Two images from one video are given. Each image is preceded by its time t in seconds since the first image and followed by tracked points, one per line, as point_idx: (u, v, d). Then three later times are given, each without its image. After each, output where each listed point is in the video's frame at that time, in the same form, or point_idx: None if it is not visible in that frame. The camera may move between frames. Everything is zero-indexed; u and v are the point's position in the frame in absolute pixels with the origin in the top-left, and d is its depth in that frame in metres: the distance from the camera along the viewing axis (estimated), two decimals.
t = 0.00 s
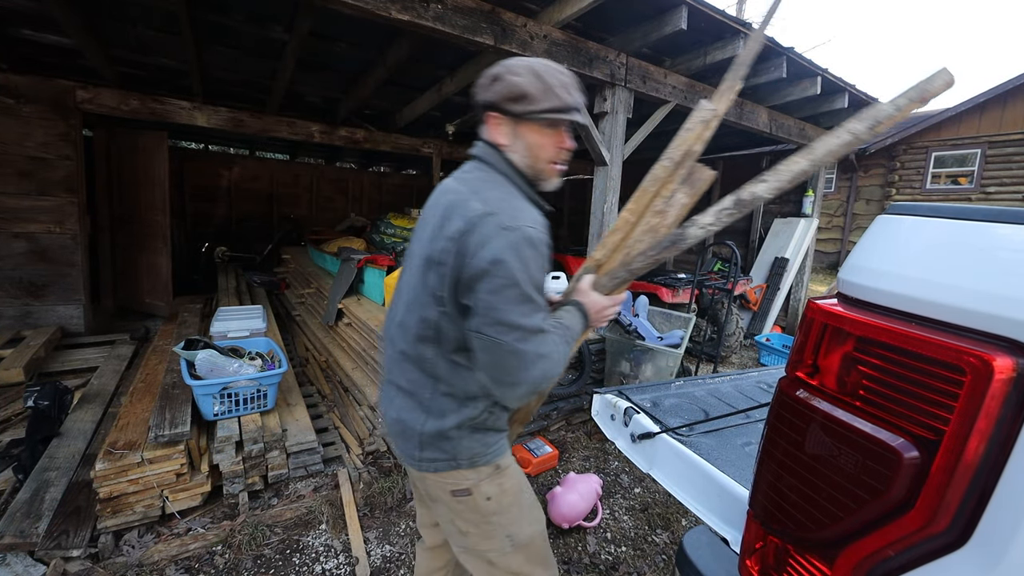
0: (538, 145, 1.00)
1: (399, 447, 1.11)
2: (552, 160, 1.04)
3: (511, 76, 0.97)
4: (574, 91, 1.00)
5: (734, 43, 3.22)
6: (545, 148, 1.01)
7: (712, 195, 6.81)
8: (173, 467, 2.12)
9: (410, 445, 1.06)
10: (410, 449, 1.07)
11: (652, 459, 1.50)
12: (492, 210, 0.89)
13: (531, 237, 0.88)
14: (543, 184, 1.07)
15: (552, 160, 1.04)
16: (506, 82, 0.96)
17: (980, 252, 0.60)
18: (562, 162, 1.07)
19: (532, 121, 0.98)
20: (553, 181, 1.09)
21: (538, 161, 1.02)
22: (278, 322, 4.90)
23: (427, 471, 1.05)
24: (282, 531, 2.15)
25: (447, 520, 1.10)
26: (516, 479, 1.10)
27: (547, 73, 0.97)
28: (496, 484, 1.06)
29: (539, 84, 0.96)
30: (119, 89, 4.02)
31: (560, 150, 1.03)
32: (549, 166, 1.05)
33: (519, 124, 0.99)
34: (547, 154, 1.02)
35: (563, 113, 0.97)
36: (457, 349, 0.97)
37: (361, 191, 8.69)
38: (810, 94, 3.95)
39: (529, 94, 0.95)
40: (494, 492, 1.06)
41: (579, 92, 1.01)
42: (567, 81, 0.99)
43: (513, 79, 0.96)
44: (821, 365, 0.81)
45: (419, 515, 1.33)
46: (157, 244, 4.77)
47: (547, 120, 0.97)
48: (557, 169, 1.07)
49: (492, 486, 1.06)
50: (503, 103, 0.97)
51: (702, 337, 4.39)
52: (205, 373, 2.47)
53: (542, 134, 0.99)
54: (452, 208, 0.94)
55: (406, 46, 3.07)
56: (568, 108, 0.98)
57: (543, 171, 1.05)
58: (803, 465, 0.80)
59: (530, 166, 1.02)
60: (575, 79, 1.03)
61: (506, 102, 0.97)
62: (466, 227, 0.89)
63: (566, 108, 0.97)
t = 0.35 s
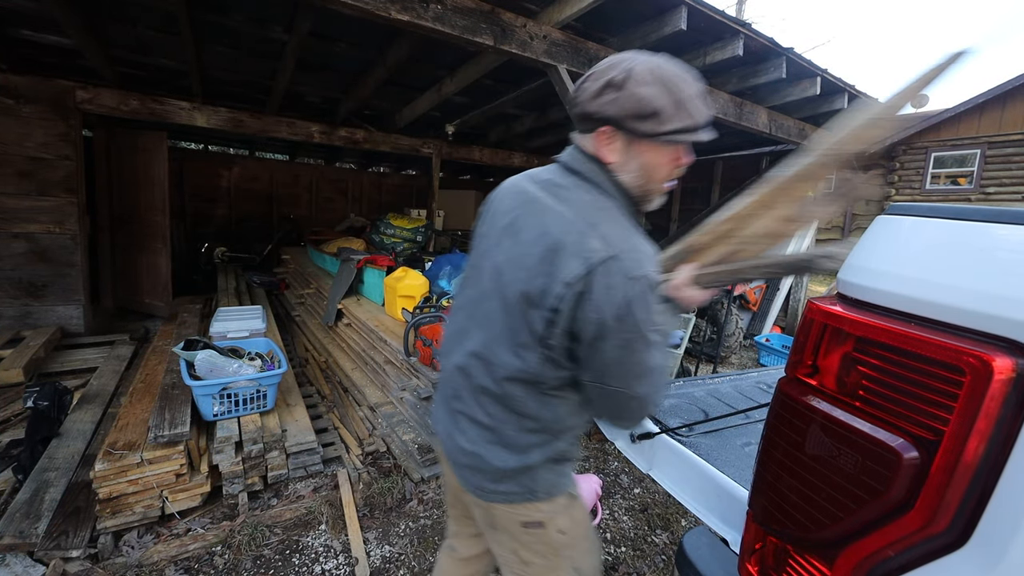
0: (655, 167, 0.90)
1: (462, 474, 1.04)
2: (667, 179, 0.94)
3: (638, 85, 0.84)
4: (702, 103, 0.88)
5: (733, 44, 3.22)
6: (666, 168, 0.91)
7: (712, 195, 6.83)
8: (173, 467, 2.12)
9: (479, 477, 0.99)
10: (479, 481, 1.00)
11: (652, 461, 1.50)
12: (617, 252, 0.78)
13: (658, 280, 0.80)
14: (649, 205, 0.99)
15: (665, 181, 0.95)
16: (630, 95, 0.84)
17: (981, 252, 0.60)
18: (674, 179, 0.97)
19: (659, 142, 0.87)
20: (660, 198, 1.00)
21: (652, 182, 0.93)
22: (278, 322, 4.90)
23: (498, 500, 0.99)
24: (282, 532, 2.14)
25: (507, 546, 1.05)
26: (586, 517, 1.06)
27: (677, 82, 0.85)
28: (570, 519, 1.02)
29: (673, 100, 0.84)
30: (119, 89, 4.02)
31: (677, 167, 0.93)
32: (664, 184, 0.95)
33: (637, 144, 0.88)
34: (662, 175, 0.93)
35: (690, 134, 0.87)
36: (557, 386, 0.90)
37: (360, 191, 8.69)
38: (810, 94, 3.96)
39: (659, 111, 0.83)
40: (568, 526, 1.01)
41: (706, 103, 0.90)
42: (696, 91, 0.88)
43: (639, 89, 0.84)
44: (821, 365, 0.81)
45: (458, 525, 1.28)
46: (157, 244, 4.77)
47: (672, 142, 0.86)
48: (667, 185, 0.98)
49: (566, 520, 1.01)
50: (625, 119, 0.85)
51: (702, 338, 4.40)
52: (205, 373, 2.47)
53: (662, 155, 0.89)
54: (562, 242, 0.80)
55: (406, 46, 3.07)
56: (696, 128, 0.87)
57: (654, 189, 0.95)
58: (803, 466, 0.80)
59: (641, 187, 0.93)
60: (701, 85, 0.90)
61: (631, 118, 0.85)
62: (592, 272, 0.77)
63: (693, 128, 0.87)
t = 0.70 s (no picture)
0: (704, 133, 0.86)
1: (509, 445, 1.11)
2: (725, 144, 0.89)
3: (664, 48, 0.80)
4: (752, 50, 0.81)
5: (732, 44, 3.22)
6: (719, 134, 0.87)
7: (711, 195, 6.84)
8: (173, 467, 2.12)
9: (529, 442, 1.04)
10: (525, 447, 1.06)
11: (652, 462, 1.50)
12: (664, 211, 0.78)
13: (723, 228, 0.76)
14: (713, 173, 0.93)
15: (724, 145, 0.89)
16: (663, 61, 0.80)
17: (981, 253, 0.60)
18: (734, 141, 0.92)
19: (704, 109, 0.83)
20: (724, 164, 0.95)
21: (709, 147, 0.88)
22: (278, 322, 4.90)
23: (538, 472, 1.03)
24: (282, 532, 2.14)
25: (532, 545, 1.07)
26: (618, 535, 1.07)
27: (714, 35, 0.79)
28: (602, 528, 1.04)
29: (711, 59, 0.79)
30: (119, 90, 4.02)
31: (733, 130, 0.88)
32: (721, 151, 0.90)
33: (679, 112, 0.85)
34: (718, 139, 0.87)
35: (738, 91, 0.80)
36: (612, 351, 0.91)
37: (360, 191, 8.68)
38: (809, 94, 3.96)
39: (694, 73, 0.79)
40: (599, 535, 1.03)
41: (757, 50, 0.82)
42: (740, 38, 0.80)
43: (666, 53, 0.81)
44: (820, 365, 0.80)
45: (486, 524, 1.30)
46: (156, 244, 4.76)
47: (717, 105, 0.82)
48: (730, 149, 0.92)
49: (597, 528, 1.03)
50: (656, 90, 0.83)
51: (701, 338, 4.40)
52: (205, 374, 2.47)
53: (709, 120, 0.84)
54: (613, 211, 0.84)
55: (405, 46, 3.06)
56: (744, 83, 0.80)
57: (712, 156, 0.90)
58: (804, 466, 0.80)
59: (692, 157, 0.90)
60: (749, 28, 0.82)
61: (665, 88, 0.82)
62: (637, 235, 0.79)
63: (741, 83, 0.80)
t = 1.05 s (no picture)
0: (699, 126, 0.88)
1: (516, 453, 1.13)
2: (722, 141, 0.90)
3: (653, 41, 0.83)
4: (744, 44, 0.81)
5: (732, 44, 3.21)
6: (714, 128, 0.88)
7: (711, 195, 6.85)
8: (172, 467, 2.12)
9: (530, 450, 1.05)
10: (528, 455, 1.06)
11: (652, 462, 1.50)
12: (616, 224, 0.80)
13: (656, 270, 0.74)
14: (714, 171, 0.94)
15: (721, 142, 0.90)
16: (650, 56, 0.83)
17: (978, 253, 0.60)
18: (734, 139, 0.92)
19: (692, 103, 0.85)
20: (727, 165, 0.95)
21: (705, 142, 0.89)
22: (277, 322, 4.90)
23: (538, 485, 1.04)
24: (281, 532, 2.14)
25: (546, 555, 1.08)
26: (633, 541, 1.07)
27: (702, 29, 0.81)
28: (616, 541, 1.03)
29: (697, 51, 0.81)
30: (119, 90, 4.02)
31: (729, 127, 0.89)
32: (720, 148, 0.91)
33: (670, 104, 0.87)
34: (714, 134, 0.88)
35: (729, 82, 0.81)
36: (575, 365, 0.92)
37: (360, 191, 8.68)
38: (809, 94, 3.95)
39: (678, 64, 0.81)
40: (611, 549, 1.03)
41: (752, 45, 0.83)
42: (732, 33, 0.81)
43: (657, 43, 0.83)
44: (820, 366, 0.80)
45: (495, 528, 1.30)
46: (156, 244, 4.76)
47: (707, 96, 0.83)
48: (729, 149, 0.92)
49: (610, 541, 1.02)
50: (645, 82, 0.86)
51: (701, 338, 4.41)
52: (204, 374, 2.46)
53: (701, 113, 0.86)
54: (576, 217, 0.88)
55: (405, 46, 3.05)
56: (734, 76, 0.81)
57: (710, 154, 0.91)
58: (803, 468, 0.80)
59: (689, 153, 0.91)
60: (744, 24, 0.83)
61: (654, 82, 0.84)
62: (583, 242, 0.82)
63: (732, 75, 0.81)
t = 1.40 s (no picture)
0: (642, 132, 0.88)
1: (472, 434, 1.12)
2: (662, 153, 0.90)
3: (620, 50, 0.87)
4: (694, 68, 0.84)
5: (733, 44, 3.21)
6: (654, 138, 0.88)
7: (711, 195, 6.85)
8: (171, 468, 2.12)
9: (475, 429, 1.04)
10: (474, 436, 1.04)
11: (651, 461, 1.50)
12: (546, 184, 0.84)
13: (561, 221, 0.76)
14: (650, 183, 0.93)
15: (660, 154, 0.90)
16: (612, 63, 0.87)
17: (978, 253, 0.60)
18: (674, 159, 0.92)
19: (639, 107, 0.86)
20: (663, 182, 0.94)
21: (644, 150, 0.89)
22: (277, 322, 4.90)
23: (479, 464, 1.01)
24: (281, 532, 2.14)
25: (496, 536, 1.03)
26: (581, 526, 1.00)
27: (663, 46, 0.84)
28: (555, 527, 0.97)
29: (651, 59, 0.84)
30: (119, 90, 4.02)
31: (670, 142, 0.89)
32: (659, 161, 0.91)
33: (620, 105, 0.89)
34: (653, 144, 0.88)
35: (670, 92, 0.82)
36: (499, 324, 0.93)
37: (360, 191, 8.68)
38: (809, 94, 3.94)
39: (631, 70, 0.84)
40: (551, 535, 0.97)
41: (702, 71, 0.85)
42: (685, 56, 0.84)
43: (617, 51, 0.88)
44: (820, 367, 0.80)
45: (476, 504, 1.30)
46: (155, 244, 4.76)
47: (650, 102, 0.85)
48: (668, 166, 0.92)
49: (550, 528, 0.96)
50: (605, 82, 0.89)
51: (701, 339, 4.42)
52: (204, 375, 2.46)
53: (645, 119, 0.87)
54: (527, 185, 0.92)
55: (405, 46, 3.05)
56: (678, 90, 0.83)
57: (649, 164, 0.91)
58: (803, 468, 0.80)
59: (630, 156, 0.90)
60: (700, 56, 0.86)
61: (611, 82, 0.87)
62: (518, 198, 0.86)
63: (676, 88, 0.83)
